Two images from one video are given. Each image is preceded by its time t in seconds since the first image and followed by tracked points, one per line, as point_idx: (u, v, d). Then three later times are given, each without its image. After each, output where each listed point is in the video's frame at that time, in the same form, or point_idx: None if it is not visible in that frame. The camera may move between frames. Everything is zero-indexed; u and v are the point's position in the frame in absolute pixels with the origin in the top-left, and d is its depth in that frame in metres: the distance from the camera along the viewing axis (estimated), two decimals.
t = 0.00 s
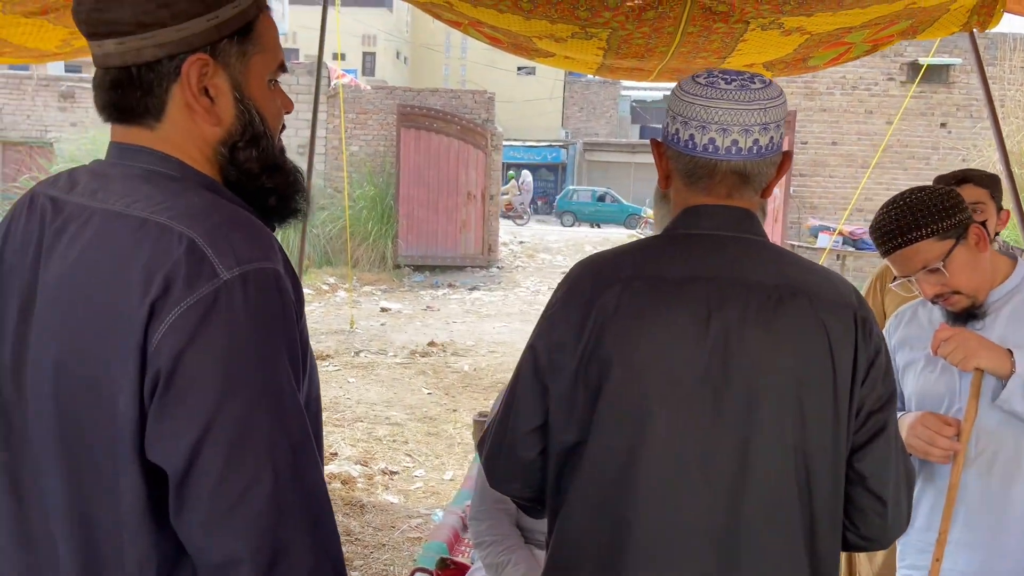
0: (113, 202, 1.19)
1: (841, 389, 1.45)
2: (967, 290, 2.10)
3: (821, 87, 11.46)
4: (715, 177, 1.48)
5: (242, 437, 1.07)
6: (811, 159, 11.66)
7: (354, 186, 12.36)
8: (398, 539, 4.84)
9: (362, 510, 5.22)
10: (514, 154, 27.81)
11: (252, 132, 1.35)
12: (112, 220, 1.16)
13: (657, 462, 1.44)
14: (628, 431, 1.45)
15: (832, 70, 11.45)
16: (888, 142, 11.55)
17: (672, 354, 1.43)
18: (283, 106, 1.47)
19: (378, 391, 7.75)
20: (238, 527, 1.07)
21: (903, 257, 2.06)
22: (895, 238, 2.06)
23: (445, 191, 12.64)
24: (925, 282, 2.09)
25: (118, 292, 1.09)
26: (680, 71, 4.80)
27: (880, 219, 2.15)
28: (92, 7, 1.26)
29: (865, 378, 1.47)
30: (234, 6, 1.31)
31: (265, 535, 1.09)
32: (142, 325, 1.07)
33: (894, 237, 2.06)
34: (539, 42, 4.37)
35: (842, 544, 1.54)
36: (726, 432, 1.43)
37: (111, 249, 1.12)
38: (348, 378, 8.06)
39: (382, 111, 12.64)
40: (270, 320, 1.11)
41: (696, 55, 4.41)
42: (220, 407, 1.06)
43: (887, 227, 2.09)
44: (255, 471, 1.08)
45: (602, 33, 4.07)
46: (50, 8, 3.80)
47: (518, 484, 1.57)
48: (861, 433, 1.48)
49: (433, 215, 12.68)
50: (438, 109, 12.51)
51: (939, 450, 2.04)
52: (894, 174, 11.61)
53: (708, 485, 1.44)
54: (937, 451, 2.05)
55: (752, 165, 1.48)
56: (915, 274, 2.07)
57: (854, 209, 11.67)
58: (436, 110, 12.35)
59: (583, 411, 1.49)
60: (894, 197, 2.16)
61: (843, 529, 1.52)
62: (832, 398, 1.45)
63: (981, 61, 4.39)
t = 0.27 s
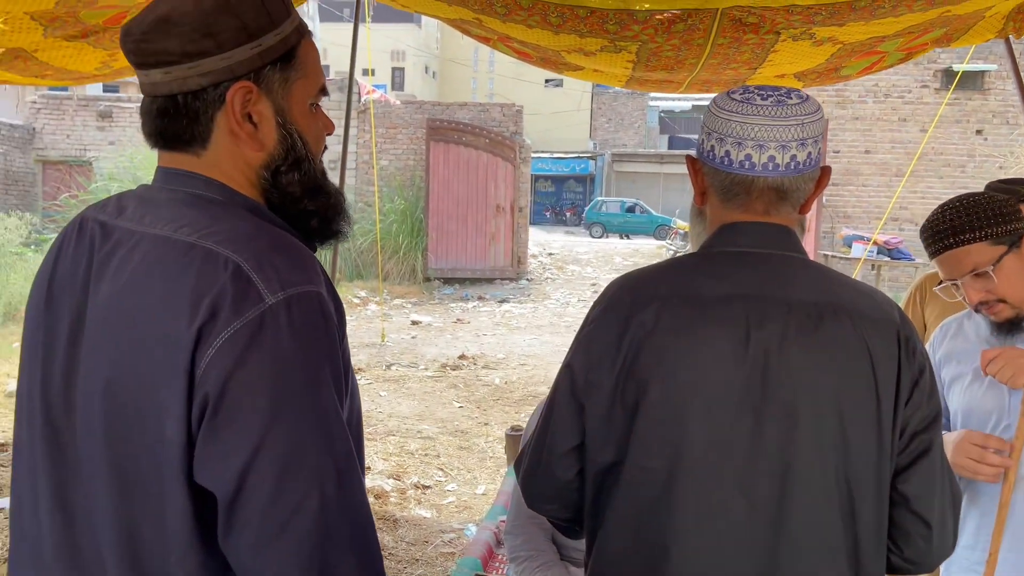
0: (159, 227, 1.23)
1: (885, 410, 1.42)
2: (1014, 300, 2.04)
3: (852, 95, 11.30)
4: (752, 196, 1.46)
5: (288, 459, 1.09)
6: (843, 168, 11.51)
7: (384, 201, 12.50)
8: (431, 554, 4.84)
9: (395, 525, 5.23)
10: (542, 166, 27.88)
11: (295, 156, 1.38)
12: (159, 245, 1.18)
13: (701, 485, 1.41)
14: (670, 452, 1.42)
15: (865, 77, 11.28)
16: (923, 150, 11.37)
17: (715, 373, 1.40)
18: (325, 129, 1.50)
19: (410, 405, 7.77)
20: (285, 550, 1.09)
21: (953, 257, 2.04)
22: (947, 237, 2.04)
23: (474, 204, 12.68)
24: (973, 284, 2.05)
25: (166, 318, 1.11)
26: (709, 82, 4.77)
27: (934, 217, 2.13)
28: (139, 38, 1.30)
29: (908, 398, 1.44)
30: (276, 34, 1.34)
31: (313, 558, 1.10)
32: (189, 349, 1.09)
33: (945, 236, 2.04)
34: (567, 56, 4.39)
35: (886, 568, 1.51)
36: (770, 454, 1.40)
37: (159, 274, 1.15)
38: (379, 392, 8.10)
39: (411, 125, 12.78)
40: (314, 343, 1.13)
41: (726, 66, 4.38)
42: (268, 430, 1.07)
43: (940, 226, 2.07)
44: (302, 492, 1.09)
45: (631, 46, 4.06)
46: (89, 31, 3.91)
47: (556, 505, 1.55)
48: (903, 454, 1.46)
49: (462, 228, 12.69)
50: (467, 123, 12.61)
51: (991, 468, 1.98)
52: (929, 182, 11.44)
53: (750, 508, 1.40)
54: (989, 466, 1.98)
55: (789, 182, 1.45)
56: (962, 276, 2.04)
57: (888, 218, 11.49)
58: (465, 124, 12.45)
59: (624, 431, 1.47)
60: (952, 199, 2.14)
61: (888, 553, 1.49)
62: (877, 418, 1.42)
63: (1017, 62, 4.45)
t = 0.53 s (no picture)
0: (181, 244, 1.23)
1: (916, 427, 1.38)
2: None
3: (883, 100, 11.19)
4: (776, 207, 1.43)
5: (304, 479, 1.08)
6: (875, 174, 11.34)
7: (412, 213, 12.60)
8: (458, 567, 4.81)
9: (422, 537, 5.22)
10: (569, 176, 27.89)
11: (319, 175, 1.37)
12: (180, 263, 1.19)
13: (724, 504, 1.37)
14: (693, 470, 1.39)
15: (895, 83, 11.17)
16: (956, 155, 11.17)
17: (738, 390, 1.37)
18: (349, 148, 1.48)
19: (437, 416, 7.77)
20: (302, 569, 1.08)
21: (1004, 231, 2.09)
22: (1008, 211, 2.10)
23: (501, 215, 12.67)
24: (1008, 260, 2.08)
25: (184, 336, 1.12)
26: (736, 90, 4.74)
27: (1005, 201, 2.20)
28: (169, 54, 1.29)
29: (939, 414, 1.39)
30: (304, 54, 1.33)
31: None
32: (206, 367, 1.09)
33: (1007, 208, 2.10)
34: (591, 66, 4.38)
35: None
36: (795, 472, 1.36)
37: (179, 292, 1.15)
38: (407, 402, 8.11)
39: (438, 137, 12.87)
40: (330, 362, 1.12)
41: (752, 73, 4.34)
42: (284, 451, 1.07)
43: (1006, 203, 2.13)
44: (318, 512, 1.09)
45: (656, 55, 4.04)
46: (121, 48, 3.99)
47: (578, 521, 1.53)
48: (934, 471, 1.41)
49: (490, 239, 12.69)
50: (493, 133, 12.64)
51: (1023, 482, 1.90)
52: (963, 187, 11.21)
53: (776, 528, 1.37)
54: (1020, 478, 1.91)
55: (812, 194, 1.42)
56: (1003, 251, 2.08)
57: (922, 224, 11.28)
58: (492, 134, 12.50)
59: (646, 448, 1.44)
60: None
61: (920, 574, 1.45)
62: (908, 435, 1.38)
63: None
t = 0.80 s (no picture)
0: (178, 256, 1.23)
1: (924, 441, 1.34)
2: None
3: (912, 103, 11.06)
4: (781, 214, 1.40)
5: (292, 495, 1.07)
6: (903, 178, 11.16)
7: (436, 220, 12.69)
8: None
9: (443, 546, 5.17)
10: (593, 182, 27.83)
11: (318, 187, 1.33)
12: (175, 275, 1.19)
13: (724, 518, 1.35)
14: (692, 483, 1.36)
15: (923, 85, 11.03)
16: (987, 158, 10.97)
17: (738, 400, 1.34)
18: (352, 161, 1.45)
19: (459, 424, 7.75)
20: None
21: None
22: None
23: (525, 222, 12.67)
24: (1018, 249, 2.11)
25: (176, 351, 1.12)
26: (758, 94, 4.69)
27: None
28: (170, 62, 1.28)
29: (948, 426, 1.36)
30: (306, 65, 1.30)
31: None
32: (196, 381, 1.09)
33: None
34: (610, 72, 4.35)
35: None
36: (799, 484, 1.33)
37: (173, 304, 1.16)
38: (429, 410, 8.09)
39: (461, 145, 12.93)
40: (320, 375, 1.11)
41: (774, 78, 4.29)
42: (272, 465, 1.06)
43: None
44: (305, 528, 1.08)
45: (675, 61, 4.01)
46: (145, 61, 4.04)
47: (582, 535, 1.51)
48: (945, 484, 1.37)
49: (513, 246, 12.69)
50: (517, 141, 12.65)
51: None
52: (994, 190, 10.99)
53: (779, 545, 1.33)
54: None
55: (818, 201, 1.39)
56: None
57: (952, 228, 11.08)
58: (515, 142, 12.48)
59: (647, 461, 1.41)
60: None
61: None
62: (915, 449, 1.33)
63: None
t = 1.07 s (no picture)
0: (158, 266, 1.24)
1: (920, 452, 1.32)
2: None
3: (940, 105, 10.90)
4: (770, 219, 1.40)
5: (253, 506, 1.06)
6: (932, 181, 10.98)
7: (459, 227, 12.67)
8: None
9: (460, 553, 4.94)
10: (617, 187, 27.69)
11: (300, 193, 1.37)
12: (151, 284, 1.20)
13: (715, 530, 1.34)
14: (682, 493, 1.36)
15: (951, 87, 10.87)
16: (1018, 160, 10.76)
17: (727, 410, 1.34)
18: (336, 168, 1.48)
19: (478, 431, 7.65)
20: None
21: None
22: None
23: (547, 227, 12.66)
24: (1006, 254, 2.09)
25: (149, 360, 1.12)
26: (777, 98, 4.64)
27: None
28: (155, 69, 1.30)
29: (947, 436, 1.34)
30: (288, 72, 1.34)
31: None
32: (163, 390, 1.09)
33: None
34: (626, 77, 4.34)
35: None
36: (791, 496, 1.32)
37: (147, 313, 1.16)
38: (449, 417, 8.01)
39: (484, 151, 12.86)
40: (288, 384, 1.10)
41: (792, 80, 4.24)
42: (231, 476, 1.05)
43: None
44: (265, 541, 1.06)
45: (691, 65, 3.97)
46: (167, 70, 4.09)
47: (574, 547, 1.51)
48: (946, 496, 1.35)
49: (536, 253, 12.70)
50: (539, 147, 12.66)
51: None
52: None
53: (771, 558, 1.32)
54: None
55: (812, 206, 1.39)
56: None
57: (982, 231, 10.86)
58: (538, 148, 12.51)
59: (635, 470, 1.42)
60: None
61: None
62: (909, 459, 1.32)
63: None
